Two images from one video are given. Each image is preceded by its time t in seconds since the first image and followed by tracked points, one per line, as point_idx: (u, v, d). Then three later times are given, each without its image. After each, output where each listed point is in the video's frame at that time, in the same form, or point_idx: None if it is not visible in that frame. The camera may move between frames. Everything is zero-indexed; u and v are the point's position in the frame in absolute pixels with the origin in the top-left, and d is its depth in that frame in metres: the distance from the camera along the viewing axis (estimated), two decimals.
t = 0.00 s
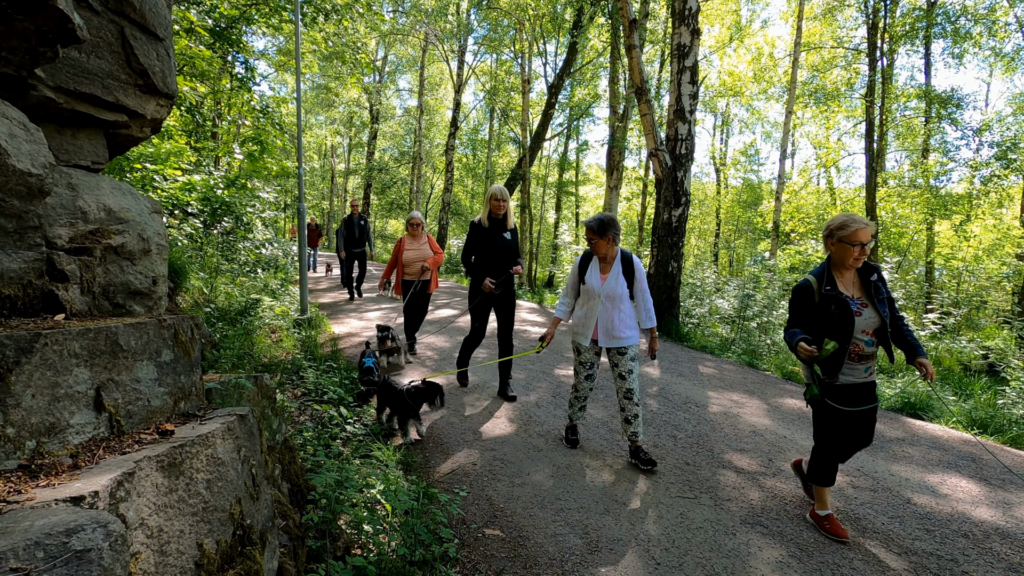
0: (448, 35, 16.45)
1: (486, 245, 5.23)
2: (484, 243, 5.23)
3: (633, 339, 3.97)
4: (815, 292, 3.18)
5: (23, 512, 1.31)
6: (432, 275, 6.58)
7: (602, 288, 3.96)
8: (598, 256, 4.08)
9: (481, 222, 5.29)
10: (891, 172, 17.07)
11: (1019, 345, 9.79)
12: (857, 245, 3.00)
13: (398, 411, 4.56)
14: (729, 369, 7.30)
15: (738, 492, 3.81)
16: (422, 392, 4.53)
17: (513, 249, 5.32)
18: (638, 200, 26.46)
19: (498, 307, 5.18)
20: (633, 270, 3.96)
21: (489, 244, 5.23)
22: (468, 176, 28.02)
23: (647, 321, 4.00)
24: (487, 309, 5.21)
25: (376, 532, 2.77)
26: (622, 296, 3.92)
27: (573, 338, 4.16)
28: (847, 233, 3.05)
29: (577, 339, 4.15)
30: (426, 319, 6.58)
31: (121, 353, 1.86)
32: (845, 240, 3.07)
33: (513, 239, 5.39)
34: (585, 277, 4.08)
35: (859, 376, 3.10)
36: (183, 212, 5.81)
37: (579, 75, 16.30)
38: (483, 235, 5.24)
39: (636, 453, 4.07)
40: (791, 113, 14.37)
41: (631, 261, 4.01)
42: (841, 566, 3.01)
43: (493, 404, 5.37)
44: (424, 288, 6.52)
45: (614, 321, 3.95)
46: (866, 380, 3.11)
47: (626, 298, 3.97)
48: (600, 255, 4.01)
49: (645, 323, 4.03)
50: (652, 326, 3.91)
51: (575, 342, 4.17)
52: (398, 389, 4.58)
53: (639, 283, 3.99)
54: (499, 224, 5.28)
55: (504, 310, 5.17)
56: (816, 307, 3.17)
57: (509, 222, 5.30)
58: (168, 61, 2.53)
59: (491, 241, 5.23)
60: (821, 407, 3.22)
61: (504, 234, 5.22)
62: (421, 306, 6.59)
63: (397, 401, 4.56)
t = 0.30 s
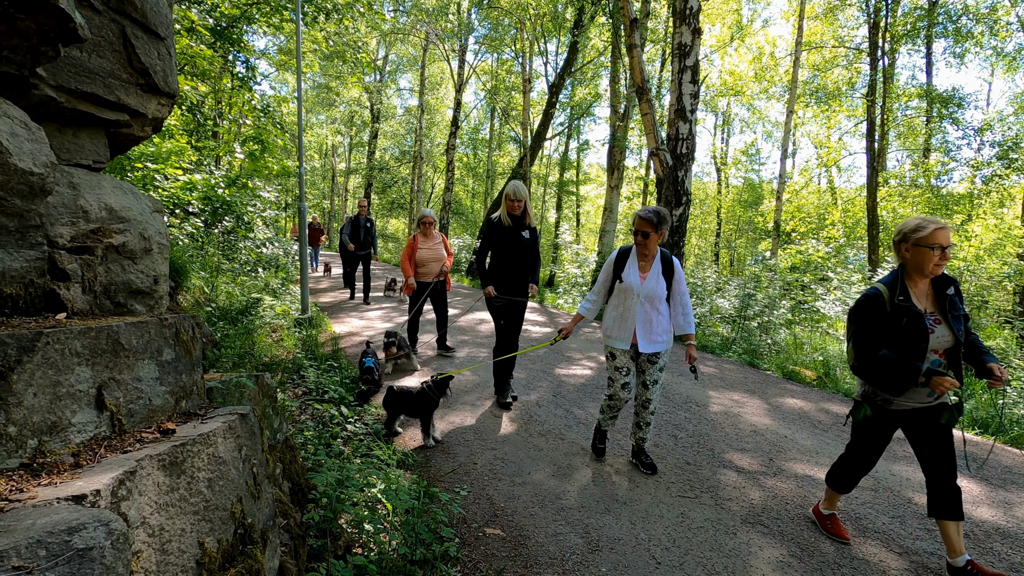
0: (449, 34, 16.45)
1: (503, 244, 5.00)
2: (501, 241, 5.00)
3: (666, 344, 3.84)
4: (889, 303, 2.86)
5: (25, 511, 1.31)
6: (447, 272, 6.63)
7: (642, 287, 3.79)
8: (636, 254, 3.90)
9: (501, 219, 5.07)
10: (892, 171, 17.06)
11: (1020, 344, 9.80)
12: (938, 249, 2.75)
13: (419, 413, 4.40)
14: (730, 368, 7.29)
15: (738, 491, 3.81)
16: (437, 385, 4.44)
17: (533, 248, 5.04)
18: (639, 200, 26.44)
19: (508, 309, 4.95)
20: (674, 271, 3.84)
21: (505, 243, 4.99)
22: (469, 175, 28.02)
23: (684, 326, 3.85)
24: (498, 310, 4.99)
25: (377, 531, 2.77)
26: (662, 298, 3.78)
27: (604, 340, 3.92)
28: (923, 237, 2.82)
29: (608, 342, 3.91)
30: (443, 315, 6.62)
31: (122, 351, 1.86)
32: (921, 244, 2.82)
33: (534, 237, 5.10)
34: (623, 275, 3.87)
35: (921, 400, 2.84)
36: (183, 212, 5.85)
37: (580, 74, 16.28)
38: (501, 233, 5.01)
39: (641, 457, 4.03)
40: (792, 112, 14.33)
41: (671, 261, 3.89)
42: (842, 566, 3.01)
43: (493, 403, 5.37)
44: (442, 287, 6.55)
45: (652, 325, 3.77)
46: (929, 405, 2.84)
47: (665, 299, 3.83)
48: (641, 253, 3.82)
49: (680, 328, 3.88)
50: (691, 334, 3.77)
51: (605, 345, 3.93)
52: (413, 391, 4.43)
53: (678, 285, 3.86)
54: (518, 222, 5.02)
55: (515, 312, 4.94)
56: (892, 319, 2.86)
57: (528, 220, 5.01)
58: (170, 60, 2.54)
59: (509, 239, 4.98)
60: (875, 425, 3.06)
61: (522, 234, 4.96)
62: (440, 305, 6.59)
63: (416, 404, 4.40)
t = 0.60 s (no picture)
0: (448, 33, 16.45)
1: (512, 248, 4.89)
2: (510, 245, 4.89)
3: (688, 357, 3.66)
4: (989, 302, 2.56)
5: (24, 508, 1.31)
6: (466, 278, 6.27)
7: (670, 298, 3.56)
8: (660, 260, 3.65)
9: (508, 222, 4.95)
10: (892, 171, 17.07)
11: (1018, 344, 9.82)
12: None
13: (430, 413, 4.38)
14: (730, 367, 7.29)
15: (737, 490, 3.81)
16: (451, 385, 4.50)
17: (543, 251, 4.90)
18: (639, 199, 26.46)
19: (521, 314, 4.87)
20: (699, 279, 3.65)
21: (515, 247, 4.88)
22: (469, 174, 27.96)
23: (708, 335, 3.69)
24: (510, 315, 4.90)
25: (377, 530, 2.77)
26: (690, 308, 3.58)
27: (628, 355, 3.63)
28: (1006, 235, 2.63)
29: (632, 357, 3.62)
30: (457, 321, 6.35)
31: (122, 350, 1.86)
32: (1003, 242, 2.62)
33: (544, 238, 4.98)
34: (649, 283, 3.60)
35: None
36: (182, 210, 5.86)
37: (579, 73, 16.28)
38: (509, 236, 4.90)
39: (663, 485, 3.51)
40: (791, 112, 14.31)
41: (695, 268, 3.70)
42: (841, 565, 3.01)
43: (492, 403, 5.37)
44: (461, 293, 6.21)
45: (679, 337, 3.56)
46: None
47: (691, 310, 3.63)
48: (667, 260, 3.59)
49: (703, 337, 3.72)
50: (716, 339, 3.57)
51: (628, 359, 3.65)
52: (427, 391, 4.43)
53: (703, 293, 3.68)
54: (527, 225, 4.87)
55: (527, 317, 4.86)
56: (989, 323, 2.56)
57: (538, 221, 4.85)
58: (169, 59, 2.54)
59: (519, 244, 4.86)
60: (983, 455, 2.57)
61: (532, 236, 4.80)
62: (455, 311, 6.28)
63: (430, 403, 4.38)
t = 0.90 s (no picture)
0: (448, 34, 16.44)
1: (521, 248, 4.77)
2: (517, 245, 4.78)
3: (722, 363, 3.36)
4: None
5: (25, 510, 1.31)
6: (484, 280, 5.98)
7: (698, 300, 3.26)
8: (682, 258, 3.34)
9: (513, 223, 4.84)
10: (891, 171, 17.05)
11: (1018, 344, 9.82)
12: None
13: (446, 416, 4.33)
14: (729, 367, 7.29)
15: (737, 491, 3.82)
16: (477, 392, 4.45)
17: (553, 247, 4.74)
18: (638, 199, 26.48)
19: (535, 312, 4.71)
20: (726, 276, 3.36)
21: (523, 246, 4.75)
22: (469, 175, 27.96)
23: (737, 338, 3.42)
24: (524, 315, 4.75)
25: (377, 530, 2.77)
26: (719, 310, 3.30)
27: (656, 366, 3.31)
28: None
29: (661, 368, 3.30)
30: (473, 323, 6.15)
31: (121, 351, 1.86)
32: None
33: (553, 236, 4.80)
34: (674, 286, 3.27)
35: None
36: (181, 211, 5.86)
37: (579, 73, 16.28)
38: (515, 236, 4.80)
39: (669, 496, 3.44)
40: (791, 112, 14.30)
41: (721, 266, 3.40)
42: (841, 565, 3.02)
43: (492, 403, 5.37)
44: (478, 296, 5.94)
45: (712, 342, 3.25)
46: None
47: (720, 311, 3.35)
48: (691, 258, 3.28)
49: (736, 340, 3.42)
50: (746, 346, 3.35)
51: (656, 371, 3.33)
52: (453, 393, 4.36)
53: (730, 292, 3.40)
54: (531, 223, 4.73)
55: (544, 316, 4.67)
56: None
57: (542, 218, 4.70)
58: (168, 60, 2.53)
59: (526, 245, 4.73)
60: None
61: (536, 233, 4.65)
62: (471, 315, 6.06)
63: (447, 405, 4.33)
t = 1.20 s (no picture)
0: (448, 33, 16.44)
1: (531, 251, 4.53)
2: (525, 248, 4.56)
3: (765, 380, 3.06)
4: None
5: (26, 511, 1.31)
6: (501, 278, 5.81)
7: (738, 312, 2.99)
8: (720, 266, 3.05)
9: (522, 223, 4.62)
10: (891, 169, 17.03)
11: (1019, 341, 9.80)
12: None
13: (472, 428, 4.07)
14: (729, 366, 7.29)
15: (738, 489, 3.82)
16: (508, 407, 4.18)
17: (564, 249, 4.45)
18: (638, 198, 26.49)
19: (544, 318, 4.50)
20: (767, 286, 3.07)
21: (530, 249, 4.53)
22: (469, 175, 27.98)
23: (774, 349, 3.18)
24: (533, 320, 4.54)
25: (377, 530, 2.78)
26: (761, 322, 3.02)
27: (689, 381, 3.10)
28: None
29: (693, 384, 3.09)
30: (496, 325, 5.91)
31: (122, 352, 1.86)
32: None
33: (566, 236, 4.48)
34: (710, 297, 3.00)
35: None
36: (181, 212, 5.86)
37: (578, 72, 16.27)
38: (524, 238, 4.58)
39: (670, 496, 3.46)
40: (791, 111, 14.27)
41: (764, 273, 3.10)
42: (841, 563, 3.02)
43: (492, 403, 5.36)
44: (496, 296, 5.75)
45: (754, 358, 2.97)
46: None
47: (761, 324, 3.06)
48: (730, 266, 3.00)
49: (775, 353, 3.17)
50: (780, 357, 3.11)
51: (688, 386, 3.12)
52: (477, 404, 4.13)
53: (772, 303, 3.12)
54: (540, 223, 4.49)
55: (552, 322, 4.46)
56: None
57: (550, 219, 4.42)
58: (168, 60, 2.53)
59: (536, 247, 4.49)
60: None
61: (543, 236, 4.40)
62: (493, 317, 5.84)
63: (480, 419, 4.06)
